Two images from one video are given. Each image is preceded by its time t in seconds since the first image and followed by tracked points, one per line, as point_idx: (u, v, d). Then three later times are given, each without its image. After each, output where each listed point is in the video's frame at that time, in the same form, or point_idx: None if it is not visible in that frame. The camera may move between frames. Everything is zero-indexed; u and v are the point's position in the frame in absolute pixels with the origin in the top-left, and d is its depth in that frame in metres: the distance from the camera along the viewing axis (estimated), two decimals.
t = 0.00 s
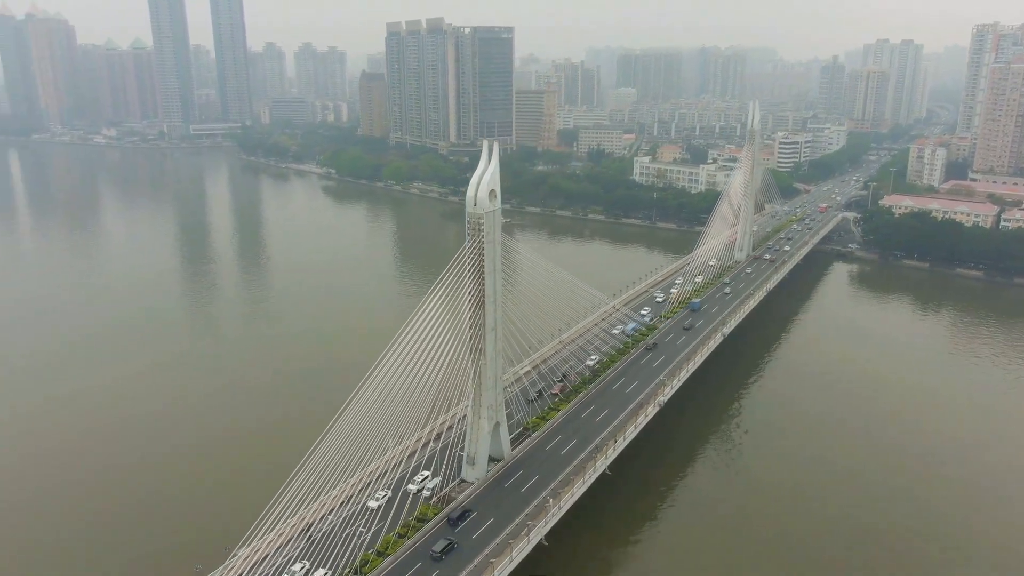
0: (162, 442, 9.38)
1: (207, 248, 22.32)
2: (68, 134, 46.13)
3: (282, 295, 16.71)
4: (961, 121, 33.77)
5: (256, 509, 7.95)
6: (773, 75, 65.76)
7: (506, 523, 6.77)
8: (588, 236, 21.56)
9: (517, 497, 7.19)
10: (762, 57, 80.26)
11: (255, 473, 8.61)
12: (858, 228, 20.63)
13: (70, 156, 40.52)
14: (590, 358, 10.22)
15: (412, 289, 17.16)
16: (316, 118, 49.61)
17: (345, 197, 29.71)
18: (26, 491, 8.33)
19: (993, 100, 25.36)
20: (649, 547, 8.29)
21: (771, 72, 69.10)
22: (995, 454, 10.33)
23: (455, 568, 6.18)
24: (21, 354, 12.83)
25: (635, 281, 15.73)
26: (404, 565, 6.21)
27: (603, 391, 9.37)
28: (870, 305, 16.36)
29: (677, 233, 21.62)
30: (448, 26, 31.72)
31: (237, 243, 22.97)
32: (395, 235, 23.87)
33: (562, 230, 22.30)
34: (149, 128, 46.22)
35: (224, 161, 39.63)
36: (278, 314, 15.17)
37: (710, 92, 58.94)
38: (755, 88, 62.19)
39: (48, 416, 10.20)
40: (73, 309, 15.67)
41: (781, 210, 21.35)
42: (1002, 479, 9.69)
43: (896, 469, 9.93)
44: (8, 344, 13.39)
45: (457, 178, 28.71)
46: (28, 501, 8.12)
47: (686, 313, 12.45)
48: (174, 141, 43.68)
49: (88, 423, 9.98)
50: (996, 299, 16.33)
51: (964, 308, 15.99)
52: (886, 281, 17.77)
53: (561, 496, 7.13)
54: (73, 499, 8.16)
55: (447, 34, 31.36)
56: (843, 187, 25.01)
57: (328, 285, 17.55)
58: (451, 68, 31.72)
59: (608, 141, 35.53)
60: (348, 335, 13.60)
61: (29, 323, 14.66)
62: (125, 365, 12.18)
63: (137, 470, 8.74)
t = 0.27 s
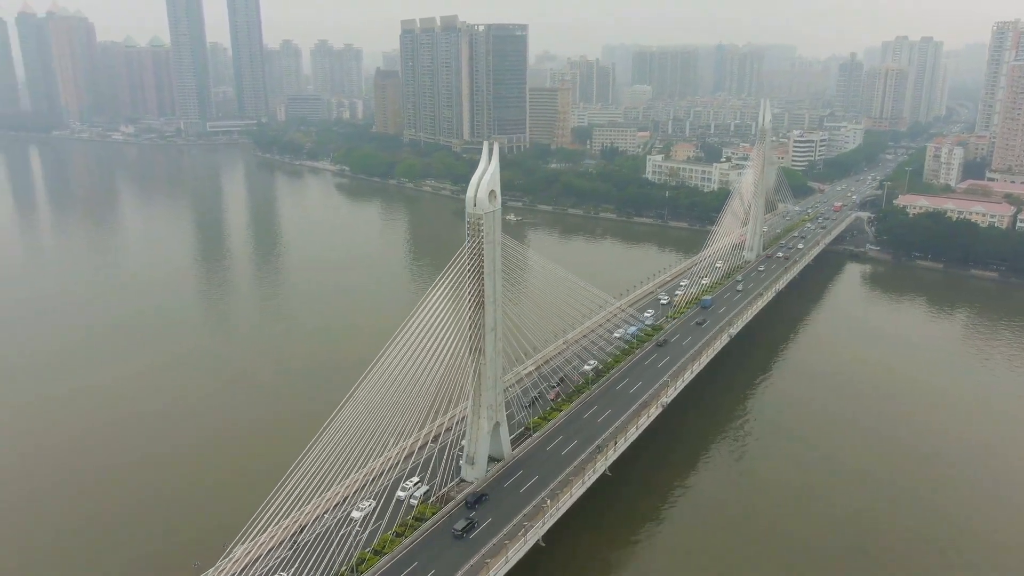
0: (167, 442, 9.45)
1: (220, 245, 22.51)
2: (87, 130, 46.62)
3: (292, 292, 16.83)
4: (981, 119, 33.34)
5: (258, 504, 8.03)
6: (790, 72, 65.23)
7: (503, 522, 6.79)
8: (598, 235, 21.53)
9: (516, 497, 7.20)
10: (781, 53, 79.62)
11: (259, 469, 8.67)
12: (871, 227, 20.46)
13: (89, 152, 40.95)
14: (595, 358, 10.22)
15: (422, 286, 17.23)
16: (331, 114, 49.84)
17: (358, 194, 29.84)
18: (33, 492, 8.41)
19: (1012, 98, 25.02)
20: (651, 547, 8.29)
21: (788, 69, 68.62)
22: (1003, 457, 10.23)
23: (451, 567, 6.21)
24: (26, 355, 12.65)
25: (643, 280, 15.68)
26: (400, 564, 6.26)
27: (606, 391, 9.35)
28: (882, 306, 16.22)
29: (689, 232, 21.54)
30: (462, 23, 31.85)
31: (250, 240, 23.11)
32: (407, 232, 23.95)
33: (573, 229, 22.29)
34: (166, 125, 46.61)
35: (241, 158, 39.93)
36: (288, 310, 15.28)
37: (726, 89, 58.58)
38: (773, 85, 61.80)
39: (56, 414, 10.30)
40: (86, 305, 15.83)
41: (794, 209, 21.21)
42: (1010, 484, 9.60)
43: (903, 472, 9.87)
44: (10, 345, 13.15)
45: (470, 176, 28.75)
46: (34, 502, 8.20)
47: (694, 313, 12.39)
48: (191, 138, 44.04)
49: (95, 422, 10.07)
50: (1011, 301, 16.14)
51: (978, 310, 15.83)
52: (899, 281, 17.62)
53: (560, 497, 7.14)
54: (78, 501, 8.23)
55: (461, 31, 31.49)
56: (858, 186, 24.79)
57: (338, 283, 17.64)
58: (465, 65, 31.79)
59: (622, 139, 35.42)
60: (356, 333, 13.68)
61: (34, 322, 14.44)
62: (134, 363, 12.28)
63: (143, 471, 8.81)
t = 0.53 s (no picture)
0: (172, 434, 9.51)
1: (233, 241, 22.66)
2: (106, 127, 47.10)
3: (301, 288, 16.91)
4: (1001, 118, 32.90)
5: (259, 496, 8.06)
6: (808, 70, 64.71)
7: (500, 523, 6.80)
8: (610, 233, 21.46)
9: (515, 497, 7.20)
10: (799, 51, 78.98)
11: (261, 462, 8.71)
12: (885, 227, 20.26)
13: (107, 148, 41.36)
14: (599, 359, 10.21)
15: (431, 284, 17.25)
16: (347, 111, 50.03)
17: (372, 192, 29.95)
18: (34, 478, 8.44)
19: None
20: (653, 547, 8.28)
21: (806, 67, 68.08)
22: (1013, 461, 10.10)
23: (447, 567, 6.23)
24: (28, 352, 12.70)
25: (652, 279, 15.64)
26: (397, 563, 6.28)
27: (610, 391, 9.34)
28: (895, 307, 16.05)
29: (701, 231, 21.42)
30: (477, 21, 31.85)
31: (262, 236, 23.23)
32: (419, 230, 24.00)
33: (584, 227, 22.23)
34: (183, 121, 47.00)
35: (256, 155, 40.17)
36: (297, 306, 15.35)
37: (743, 87, 58.21)
38: (790, 83, 61.35)
39: (62, 405, 10.38)
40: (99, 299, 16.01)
41: (807, 210, 21.04)
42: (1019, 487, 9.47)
43: (912, 474, 9.76)
44: (13, 344, 13.12)
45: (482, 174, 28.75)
46: (37, 490, 8.27)
47: (702, 314, 12.34)
48: (207, 135, 44.36)
49: (101, 413, 10.14)
50: None
51: (992, 312, 15.62)
52: (912, 282, 17.42)
53: (559, 498, 7.13)
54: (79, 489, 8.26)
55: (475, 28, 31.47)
56: (873, 186, 24.56)
57: (348, 279, 17.69)
58: (478, 62, 31.73)
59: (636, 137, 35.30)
60: (364, 329, 13.70)
61: (38, 321, 14.44)
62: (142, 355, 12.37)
63: (147, 459, 8.84)
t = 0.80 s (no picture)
0: (177, 431, 9.58)
1: (246, 237, 22.80)
2: (124, 123, 47.56)
3: (311, 284, 16.99)
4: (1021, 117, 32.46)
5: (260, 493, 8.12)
6: (826, 68, 64.19)
7: (498, 523, 6.81)
8: (621, 232, 21.39)
9: (513, 497, 7.21)
10: (816, 48, 78.34)
11: (267, 461, 8.79)
12: (900, 227, 20.05)
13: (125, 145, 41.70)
14: (604, 359, 10.20)
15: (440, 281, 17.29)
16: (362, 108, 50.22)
17: (385, 189, 30.04)
18: (41, 477, 8.53)
19: None
20: (655, 546, 8.28)
21: (824, 64, 67.53)
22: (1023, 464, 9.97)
23: (442, 566, 6.25)
24: (28, 353, 12.47)
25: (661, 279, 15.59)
26: (393, 561, 6.31)
27: (614, 392, 9.32)
28: (907, 308, 15.89)
29: (712, 230, 21.31)
30: (491, 18, 31.89)
31: (274, 233, 23.34)
32: (430, 227, 24.06)
33: (595, 226, 22.17)
34: (200, 118, 47.33)
35: (271, 152, 40.41)
36: (306, 302, 15.41)
37: (759, 84, 57.83)
38: (806, 81, 60.88)
39: (70, 403, 10.46)
40: (110, 294, 16.13)
41: (820, 210, 20.88)
42: None
43: (921, 476, 9.67)
44: (12, 344, 12.87)
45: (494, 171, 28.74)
46: (43, 488, 8.35)
47: (709, 315, 12.29)
48: (223, 131, 44.67)
49: (107, 410, 10.21)
50: None
51: (1007, 314, 15.43)
52: (926, 283, 17.24)
53: (558, 499, 7.13)
54: (84, 488, 8.33)
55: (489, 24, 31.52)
56: (889, 185, 24.32)
57: (357, 276, 17.75)
58: (492, 59, 31.72)
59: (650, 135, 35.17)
60: (371, 325, 13.74)
61: (36, 321, 14.16)
62: (153, 350, 12.49)
63: (152, 458, 8.91)
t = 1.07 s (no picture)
0: (184, 428, 9.69)
1: (258, 234, 22.97)
2: (142, 120, 48.08)
3: (320, 280, 17.08)
4: None
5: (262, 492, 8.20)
6: (845, 65, 63.59)
7: (496, 523, 6.83)
8: (632, 230, 21.34)
9: (512, 497, 7.22)
10: (836, 46, 77.66)
11: (271, 461, 8.90)
12: (914, 227, 19.85)
13: (143, 142, 42.13)
14: (608, 359, 10.19)
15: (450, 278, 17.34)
16: (378, 105, 50.38)
17: (398, 187, 30.14)
18: (48, 475, 8.67)
19: None
20: (658, 546, 8.27)
21: (843, 61, 66.94)
22: None
23: (438, 564, 6.29)
24: (40, 348, 12.68)
25: (669, 279, 15.55)
26: (391, 559, 6.35)
27: (617, 392, 9.31)
28: (919, 309, 15.73)
29: (724, 229, 21.21)
30: (505, 16, 31.76)
31: (288, 230, 23.49)
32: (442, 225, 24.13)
33: (606, 224, 22.16)
34: (217, 115, 47.69)
35: (287, 149, 40.68)
36: (315, 298, 15.50)
37: (777, 82, 57.44)
38: (826, 78, 60.33)
39: (80, 400, 10.62)
40: (124, 290, 16.34)
41: (834, 210, 20.72)
42: None
43: (928, 478, 9.59)
44: (22, 341, 13.03)
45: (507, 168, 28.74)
46: (50, 485, 8.49)
47: (717, 315, 12.23)
48: (240, 129, 45.02)
49: (116, 408, 10.36)
50: None
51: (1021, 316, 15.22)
52: (939, 284, 17.04)
53: (557, 499, 7.13)
54: (89, 486, 8.46)
55: (502, 22, 31.33)
56: (904, 184, 24.08)
57: (367, 271, 17.84)
58: (505, 57, 31.64)
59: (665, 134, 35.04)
60: (379, 320, 13.80)
61: (38, 321, 14.10)
62: (160, 347, 12.62)
63: (158, 456, 9.03)
